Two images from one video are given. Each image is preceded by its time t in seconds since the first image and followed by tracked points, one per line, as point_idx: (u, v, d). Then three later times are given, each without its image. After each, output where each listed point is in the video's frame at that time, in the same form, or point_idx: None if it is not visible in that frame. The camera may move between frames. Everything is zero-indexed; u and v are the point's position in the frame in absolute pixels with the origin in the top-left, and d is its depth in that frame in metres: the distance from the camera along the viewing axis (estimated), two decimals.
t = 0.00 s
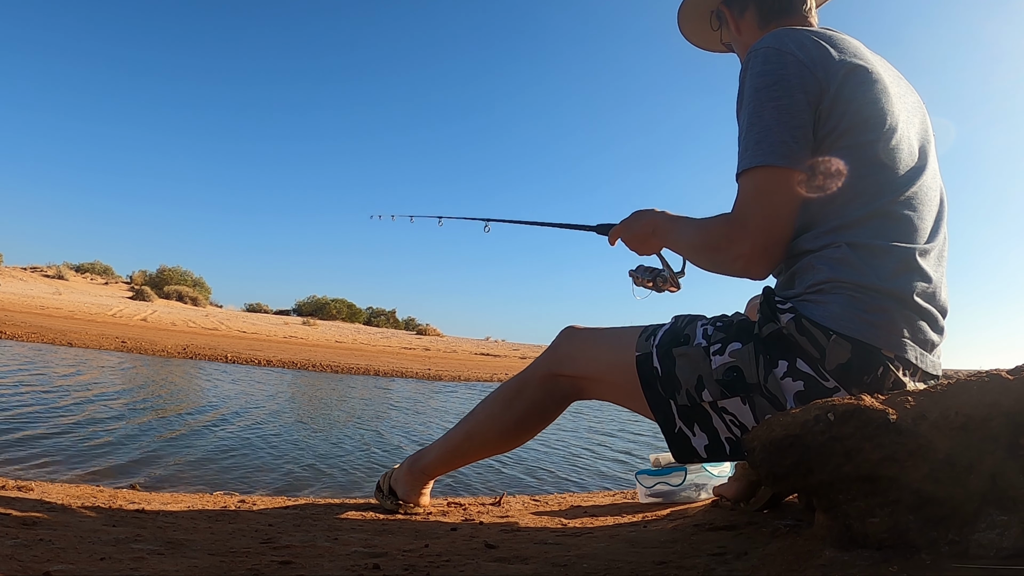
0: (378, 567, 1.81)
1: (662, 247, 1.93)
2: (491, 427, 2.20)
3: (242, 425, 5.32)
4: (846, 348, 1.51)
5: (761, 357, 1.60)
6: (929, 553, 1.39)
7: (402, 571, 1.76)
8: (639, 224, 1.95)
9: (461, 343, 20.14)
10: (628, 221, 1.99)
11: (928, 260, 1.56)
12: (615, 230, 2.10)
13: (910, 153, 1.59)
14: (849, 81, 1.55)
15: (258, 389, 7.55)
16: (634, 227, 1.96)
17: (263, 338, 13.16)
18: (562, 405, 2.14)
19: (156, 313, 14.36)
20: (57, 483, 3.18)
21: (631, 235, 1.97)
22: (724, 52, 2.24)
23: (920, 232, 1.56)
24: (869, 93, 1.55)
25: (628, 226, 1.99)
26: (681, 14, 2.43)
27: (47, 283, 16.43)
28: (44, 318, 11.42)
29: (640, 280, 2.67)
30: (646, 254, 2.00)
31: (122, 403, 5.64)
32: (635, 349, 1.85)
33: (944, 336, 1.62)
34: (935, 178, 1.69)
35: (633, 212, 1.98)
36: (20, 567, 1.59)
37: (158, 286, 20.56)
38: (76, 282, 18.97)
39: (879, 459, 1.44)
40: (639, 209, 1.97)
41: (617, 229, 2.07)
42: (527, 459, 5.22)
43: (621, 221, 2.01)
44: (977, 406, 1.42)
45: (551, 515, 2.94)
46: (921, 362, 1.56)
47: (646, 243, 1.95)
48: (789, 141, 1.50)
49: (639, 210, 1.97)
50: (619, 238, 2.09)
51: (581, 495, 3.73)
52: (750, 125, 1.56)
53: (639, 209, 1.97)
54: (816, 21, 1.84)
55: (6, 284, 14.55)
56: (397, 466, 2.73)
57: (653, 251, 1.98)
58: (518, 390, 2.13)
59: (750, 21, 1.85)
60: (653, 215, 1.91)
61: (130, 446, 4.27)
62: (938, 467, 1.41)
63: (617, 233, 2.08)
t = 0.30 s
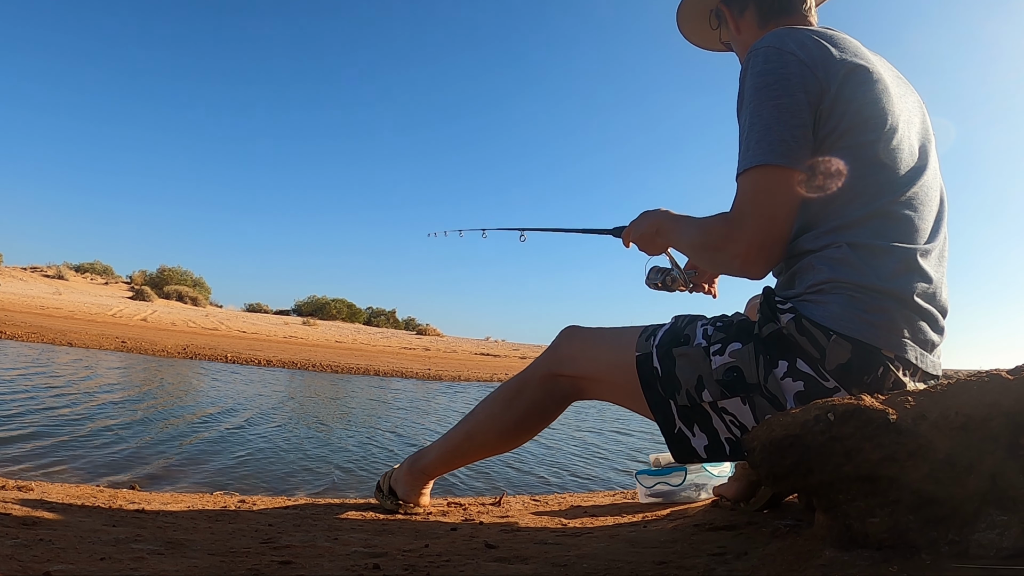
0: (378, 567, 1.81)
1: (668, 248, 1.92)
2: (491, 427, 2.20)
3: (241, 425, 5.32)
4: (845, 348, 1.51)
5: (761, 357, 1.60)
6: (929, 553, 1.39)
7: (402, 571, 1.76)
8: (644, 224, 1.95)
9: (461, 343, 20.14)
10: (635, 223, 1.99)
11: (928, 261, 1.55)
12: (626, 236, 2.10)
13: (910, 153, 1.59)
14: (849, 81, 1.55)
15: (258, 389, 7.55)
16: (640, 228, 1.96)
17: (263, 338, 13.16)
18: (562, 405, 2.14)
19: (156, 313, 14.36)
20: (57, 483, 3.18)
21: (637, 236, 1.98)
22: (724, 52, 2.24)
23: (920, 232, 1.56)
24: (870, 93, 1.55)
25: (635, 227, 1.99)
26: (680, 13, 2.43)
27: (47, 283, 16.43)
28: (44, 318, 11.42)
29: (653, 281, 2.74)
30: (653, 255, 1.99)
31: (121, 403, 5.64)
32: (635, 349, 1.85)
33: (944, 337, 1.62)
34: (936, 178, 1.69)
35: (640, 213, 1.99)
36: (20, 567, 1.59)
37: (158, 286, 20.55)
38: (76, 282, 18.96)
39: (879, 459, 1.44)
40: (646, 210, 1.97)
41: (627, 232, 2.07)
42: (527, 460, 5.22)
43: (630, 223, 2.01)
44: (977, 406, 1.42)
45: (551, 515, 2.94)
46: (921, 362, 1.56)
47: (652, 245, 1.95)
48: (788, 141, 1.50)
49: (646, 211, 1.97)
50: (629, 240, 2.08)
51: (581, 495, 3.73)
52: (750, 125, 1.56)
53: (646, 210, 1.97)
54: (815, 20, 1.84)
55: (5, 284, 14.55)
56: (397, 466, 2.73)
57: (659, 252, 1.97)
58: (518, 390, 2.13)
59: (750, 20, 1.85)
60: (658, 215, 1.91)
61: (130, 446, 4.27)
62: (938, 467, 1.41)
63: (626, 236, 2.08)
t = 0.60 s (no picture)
0: (378, 567, 1.81)
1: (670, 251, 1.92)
2: (491, 427, 2.20)
3: (241, 425, 5.32)
4: (845, 348, 1.51)
5: (761, 357, 1.60)
6: (929, 553, 1.39)
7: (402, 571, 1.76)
8: (646, 227, 1.95)
9: (461, 343, 20.14)
10: (636, 226, 1.99)
11: (928, 261, 1.56)
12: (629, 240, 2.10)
13: (910, 153, 1.59)
14: (849, 81, 1.55)
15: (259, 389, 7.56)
16: (641, 231, 1.96)
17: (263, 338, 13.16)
18: (562, 405, 2.14)
19: (156, 313, 14.36)
20: (57, 483, 3.18)
21: (639, 239, 1.98)
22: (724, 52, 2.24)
23: (920, 232, 1.56)
24: (869, 93, 1.55)
25: (637, 230, 1.99)
26: (680, 13, 2.43)
27: (47, 283, 16.44)
28: (44, 318, 11.42)
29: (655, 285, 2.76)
30: (656, 259, 1.99)
31: (121, 403, 5.64)
32: (635, 349, 1.85)
33: (944, 336, 1.62)
34: (935, 178, 1.69)
35: (642, 216, 1.99)
36: (19, 567, 1.59)
37: (158, 286, 20.55)
38: (76, 282, 18.96)
39: (880, 459, 1.44)
40: (647, 213, 1.97)
41: (630, 236, 2.07)
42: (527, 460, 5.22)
43: (632, 227, 2.01)
44: (977, 406, 1.42)
45: (551, 515, 2.94)
46: (921, 362, 1.56)
47: (654, 247, 1.95)
48: (787, 141, 1.50)
49: (647, 214, 1.97)
50: (632, 245, 2.08)
51: (581, 495, 3.73)
52: (749, 125, 1.56)
53: (647, 213, 1.97)
54: (815, 20, 1.84)
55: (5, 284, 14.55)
56: (397, 466, 2.73)
57: (661, 255, 1.96)
58: (518, 390, 2.13)
59: (749, 20, 1.85)
60: (659, 217, 1.91)
61: (130, 446, 4.27)
62: (938, 467, 1.41)
63: (629, 239, 2.08)
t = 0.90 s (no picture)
0: (378, 567, 1.81)
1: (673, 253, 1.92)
2: (491, 427, 2.20)
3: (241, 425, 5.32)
4: (845, 347, 1.51)
5: (761, 357, 1.60)
6: (929, 553, 1.39)
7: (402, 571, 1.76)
8: (649, 229, 1.95)
9: (461, 343, 20.14)
10: (640, 229, 2.00)
11: (928, 261, 1.55)
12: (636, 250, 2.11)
13: (910, 153, 1.59)
14: (849, 81, 1.55)
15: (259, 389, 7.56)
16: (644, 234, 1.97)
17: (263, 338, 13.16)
18: (562, 405, 2.14)
19: (156, 313, 14.36)
20: (57, 483, 3.18)
21: (642, 242, 1.98)
22: (724, 51, 2.24)
23: (920, 232, 1.56)
24: (870, 93, 1.55)
25: (640, 234, 2.00)
26: (681, 12, 2.42)
27: (47, 283, 16.44)
28: (44, 318, 11.42)
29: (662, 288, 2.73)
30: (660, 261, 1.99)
31: (121, 403, 5.65)
32: (635, 349, 1.85)
33: (944, 337, 1.62)
34: (936, 178, 1.69)
35: (645, 219, 1.99)
36: (20, 567, 1.59)
37: (157, 286, 20.54)
38: (76, 282, 18.97)
39: (880, 459, 1.44)
40: (649, 215, 1.98)
41: (635, 243, 2.07)
42: (527, 459, 5.21)
43: (636, 231, 2.02)
44: (977, 406, 1.42)
45: (551, 515, 2.94)
46: (921, 362, 1.56)
47: (655, 249, 1.95)
48: (788, 141, 1.50)
49: (649, 216, 1.98)
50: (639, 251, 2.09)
51: (581, 495, 3.74)
52: (750, 125, 1.56)
53: (649, 215, 1.98)
54: (816, 20, 1.84)
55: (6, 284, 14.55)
56: (397, 466, 2.73)
57: (665, 258, 1.96)
58: (518, 390, 2.13)
59: (750, 20, 1.85)
60: (660, 219, 1.91)
61: (131, 446, 4.27)
62: (939, 467, 1.41)
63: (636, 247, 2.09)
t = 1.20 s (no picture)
0: (378, 567, 1.81)
1: (669, 251, 1.92)
2: (491, 427, 2.20)
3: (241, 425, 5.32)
4: (845, 348, 1.51)
5: (761, 357, 1.60)
6: (929, 553, 1.39)
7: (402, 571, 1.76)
8: (647, 227, 1.95)
9: (461, 343, 20.14)
10: (637, 227, 2.00)
11: (928, 261, 1.55)
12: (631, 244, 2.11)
13: (911, 153, 1.59)
14: (851, 81, 1.55)
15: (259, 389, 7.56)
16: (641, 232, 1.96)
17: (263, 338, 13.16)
18: (562, 405, 2.14)
19: (156, 313, 14.36)
20: (57, 483, 3.18)
21: (639, 240, 1.98)
22: (724, 50, 2.24)
23: (920, 233, 1.56)
24: (872, 93, 1.55)
25: (636, 231, 1.99)
26: (682, 12, 2.43)
27: (47, 283, 16.45)
28: (44, 318, 11.42)
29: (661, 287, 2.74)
30: (658, 259, 1.99)
31: (121, 403, 5.65)
32: (635, 349, 1.85)
33: (944, 337, 1.62)
34: (936, 179, 1.69)
35: (642, 216, 1.99)
36: (20, 567, 1.59)
37: (157, 286, 20.55)
38: (76, 282, 18.96)
39: (880, 459, 1.44)
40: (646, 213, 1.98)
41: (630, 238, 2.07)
42: (527, 459, 5.21)
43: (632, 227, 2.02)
44: (977, 406, 1.42)
45: (551, 515, 2.94)
46: (921, 362, 1.56)
47: (653, 247, 1.95)
48: (790, 141, 1.50)
49: (646, 214, 1.98)
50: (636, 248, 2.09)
51: (581, 495, 3.73)
52: (752, 125, 1.56)
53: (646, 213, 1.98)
54: (816, 19, 1.84)
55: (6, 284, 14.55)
56: (397, 466, 2.73)
57: (664, 255, 1.97)
58: (518, 390, 2.13)
59: (751, 19, 1.85)
60: (658, 217, 1.91)
61: (130, 446, 4.27)
62: (938, 467, 1.41)
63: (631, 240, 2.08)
